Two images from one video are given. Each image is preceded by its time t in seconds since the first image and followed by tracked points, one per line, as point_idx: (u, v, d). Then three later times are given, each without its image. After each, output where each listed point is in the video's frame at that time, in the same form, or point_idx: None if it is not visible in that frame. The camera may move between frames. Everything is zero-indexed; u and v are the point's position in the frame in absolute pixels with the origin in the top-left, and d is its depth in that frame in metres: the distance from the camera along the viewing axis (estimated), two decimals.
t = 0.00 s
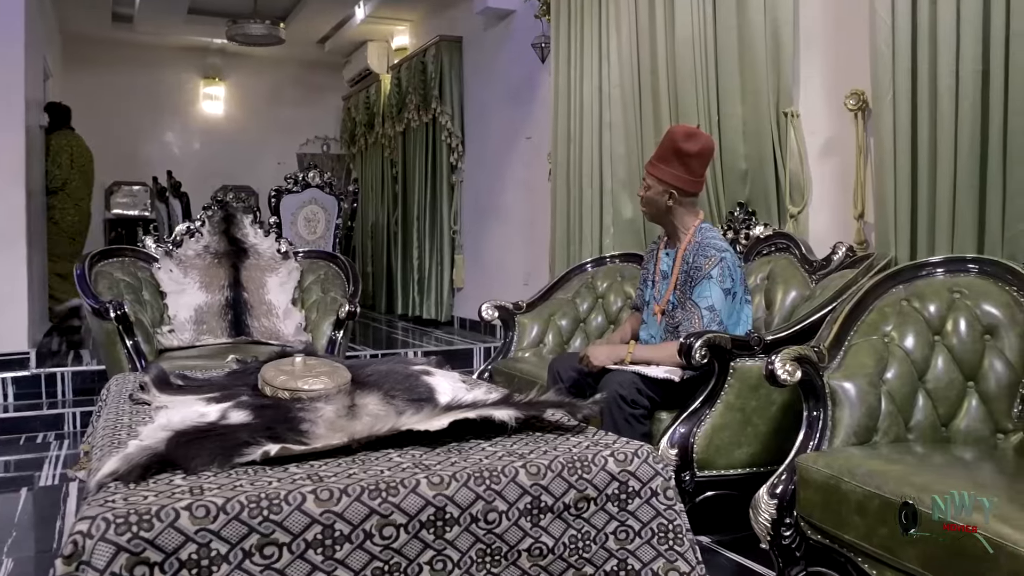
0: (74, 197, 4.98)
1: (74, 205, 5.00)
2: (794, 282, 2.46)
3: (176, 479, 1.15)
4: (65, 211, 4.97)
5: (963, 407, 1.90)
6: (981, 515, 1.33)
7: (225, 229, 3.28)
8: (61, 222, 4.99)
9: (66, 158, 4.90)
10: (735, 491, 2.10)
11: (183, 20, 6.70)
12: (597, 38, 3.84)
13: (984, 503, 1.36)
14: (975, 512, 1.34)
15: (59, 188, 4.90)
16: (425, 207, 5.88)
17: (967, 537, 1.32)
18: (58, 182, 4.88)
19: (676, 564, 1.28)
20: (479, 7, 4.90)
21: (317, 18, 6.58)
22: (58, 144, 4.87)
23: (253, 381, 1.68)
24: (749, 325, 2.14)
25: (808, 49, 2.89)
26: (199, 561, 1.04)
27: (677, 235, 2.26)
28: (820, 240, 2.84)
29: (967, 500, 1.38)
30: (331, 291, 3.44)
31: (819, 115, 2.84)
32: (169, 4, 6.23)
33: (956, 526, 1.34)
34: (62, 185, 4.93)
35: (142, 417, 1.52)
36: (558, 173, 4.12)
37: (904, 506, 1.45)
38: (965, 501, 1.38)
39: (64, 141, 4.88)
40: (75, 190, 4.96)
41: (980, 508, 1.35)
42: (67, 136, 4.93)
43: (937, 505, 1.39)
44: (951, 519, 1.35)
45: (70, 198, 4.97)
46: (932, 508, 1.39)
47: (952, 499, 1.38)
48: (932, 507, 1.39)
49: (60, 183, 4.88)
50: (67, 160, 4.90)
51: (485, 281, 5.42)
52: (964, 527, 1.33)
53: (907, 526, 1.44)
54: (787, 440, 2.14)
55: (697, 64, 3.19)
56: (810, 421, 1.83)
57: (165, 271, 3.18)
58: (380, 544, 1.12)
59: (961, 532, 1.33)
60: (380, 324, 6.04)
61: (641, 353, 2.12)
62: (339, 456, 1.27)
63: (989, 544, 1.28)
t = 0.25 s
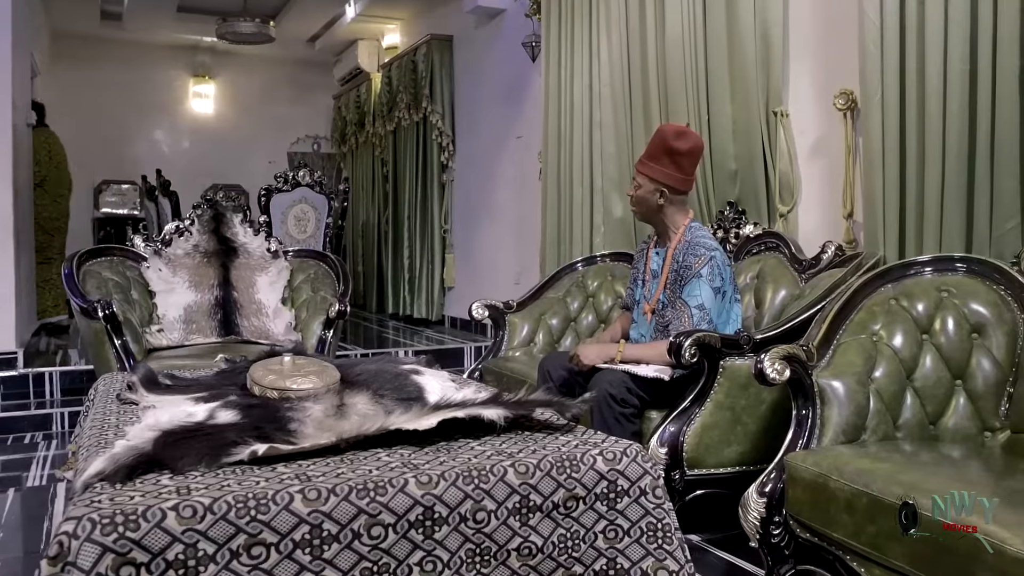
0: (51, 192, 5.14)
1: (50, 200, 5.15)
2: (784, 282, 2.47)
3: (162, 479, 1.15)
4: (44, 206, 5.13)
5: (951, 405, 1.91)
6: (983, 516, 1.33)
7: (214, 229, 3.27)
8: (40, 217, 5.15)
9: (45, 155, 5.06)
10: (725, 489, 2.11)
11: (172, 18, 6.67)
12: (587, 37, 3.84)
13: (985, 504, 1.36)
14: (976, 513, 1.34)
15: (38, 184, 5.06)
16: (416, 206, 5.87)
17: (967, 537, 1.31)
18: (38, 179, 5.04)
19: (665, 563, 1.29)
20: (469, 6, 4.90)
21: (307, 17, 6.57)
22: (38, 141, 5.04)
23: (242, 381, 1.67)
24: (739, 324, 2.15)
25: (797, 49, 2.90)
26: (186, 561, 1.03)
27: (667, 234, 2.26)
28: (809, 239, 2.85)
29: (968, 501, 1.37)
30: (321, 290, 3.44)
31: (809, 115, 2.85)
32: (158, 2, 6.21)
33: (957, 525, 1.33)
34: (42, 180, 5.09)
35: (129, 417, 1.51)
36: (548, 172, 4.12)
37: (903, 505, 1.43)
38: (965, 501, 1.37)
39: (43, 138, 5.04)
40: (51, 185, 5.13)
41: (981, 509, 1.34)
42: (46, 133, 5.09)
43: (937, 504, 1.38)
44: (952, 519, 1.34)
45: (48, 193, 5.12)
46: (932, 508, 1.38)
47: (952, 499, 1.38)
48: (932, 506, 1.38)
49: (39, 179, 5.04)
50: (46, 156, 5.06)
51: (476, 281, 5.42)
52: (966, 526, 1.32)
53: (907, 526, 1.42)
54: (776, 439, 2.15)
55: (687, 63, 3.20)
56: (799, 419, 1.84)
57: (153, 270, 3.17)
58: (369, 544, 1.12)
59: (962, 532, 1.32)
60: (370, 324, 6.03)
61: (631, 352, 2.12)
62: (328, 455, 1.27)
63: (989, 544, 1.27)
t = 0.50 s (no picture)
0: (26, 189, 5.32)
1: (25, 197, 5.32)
2: (777, 281, 2.48)
3: (155, 479, 1.14)
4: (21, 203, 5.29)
5: (944, 404, 1.92)
6: (983, 516, 1.32)
7: (208, 228, 3.25)
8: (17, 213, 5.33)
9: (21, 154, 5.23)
10: (719, 488, 2.11)
11: (165, 18, 6.66)
12: (580, 36, 3.85)
13: (985, 504, 1.35)
14: (976, 513, 1.33)
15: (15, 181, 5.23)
16: (410, 205, 5.87)
17: (967, 537, 1.30)
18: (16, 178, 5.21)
19: (658, 562, 1.29)
20: (463, 5, 4.90)
21: (300, 16, 6.56)
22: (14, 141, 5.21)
23: (235, 381, 1.67)
24: (732, 323, 2.15)
25: (790, 48, 2.90)
26: (178, 561, 1.03)
27: (661, 233, 2.27)
28: (802, 239, 2.86)
29: (968, 501, 1.36)
30: (315, 290, 3.43)
31: (802, 115, 2.86)
32: (150, 2, 6.20)
33: (957, 525, 1.32)
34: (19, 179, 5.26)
35: (122, 417, 1.50)
36: (542, 172, 4.12)
37: (902, 505, 1.42)
38: (965, 501, 1.36)
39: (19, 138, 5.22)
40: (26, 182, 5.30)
41: (981, 510, 1.33)
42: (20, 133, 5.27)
43: (937, 505, 1.37)
44: (952, 519, 1.33)
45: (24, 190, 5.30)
46: (931, 507, 1.37)
47: (952, 499, 1.37)
48: (931, 506, 1.37)
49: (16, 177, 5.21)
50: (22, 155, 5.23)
51: (470, 280, 5.42)
52: (965, 526, 1.31)
53: (907, 526, 1.41)
54: (770, 438, 2.15)
55: (680, 62, 3.21)
56: (792, 418, 1.84)
57: (147, 270, 3.16)
58: (362, 544, 1.11)
59: (962, 532, 1.31)
60: (364, 323, 6.03)
61: (625, 351, 2.13)
62: (321, 455, 1.27)
63: (989, 544, 1.27)
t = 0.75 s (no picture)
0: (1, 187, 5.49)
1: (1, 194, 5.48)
2: (772, 280, 2.48)
3: (148, 479, 1.14)
4: None
5: (937, 403, 1.92)
6: (982, 516, 1.32)
7: (202, 227, 3.24)
8: None
9: None
10: (713, 488, 2.12)
11: (159, 16, 6.65)
12: (576, 35, 3.85)
13: (985, 503, 1.34)
14: (975, 513, 1.32)
15: None
16: (406, 204, 5.86)
17: (967, 537, 1.29)
18: None
19: (653, 561, 1.29)
20: (458, 4, 4.90)
21: (295, 14, 6.55)
22: None
23: (229, 380, 1.66)
24: (727, 322, 2.15)
25: (785, 47, 2.91)
26: (172, 561, 1.02)
27: (656, 232, 2.27)
28: (797, 238, 2.86)
29: (968, 500, 1.36)
30: (309, 289, 3.43)
31: (796, 114, 2.86)
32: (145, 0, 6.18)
33: (957, 526, 1.31)
34: None
35: (116, 417, 1.50)
36: (537, 171, 4.12)
37: (902, 505, 1.42)
38: (966, 501, 1.35)
39: None
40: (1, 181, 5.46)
41: (981, 510, 1.33)
42: None
43: (937, 504, 1.37)
44: (951, 519, 1.33)
45: None
46: (931, 508, 1.37)
47: (952, 499, 1.36)
48: (931, 506, 1.37)
49: None
50: None
51: (465, 279, 5.42)
52: (965, 527, 1.31)
53: (907, 526, 1.40)
54: (764, 437, 2.15)
55: (675, 61, 3.21)
56: (787, 417, 1.84)
57: (140, 269, 3.15)
58: (356, 543, 1.11)
59: (961, 532, 1.30)
60: (359, 322, 6.02)
61: (620, 351, 2.13)
62: (315, 455, 1.26)
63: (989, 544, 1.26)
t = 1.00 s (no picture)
0: None
1: None
2: (764, 280, 2.49)
3: (139, 479, 1.13)
4: None
5: (929, 401, 1.93)
6: (983, 516, 1.31)
7: (194, 226, 3.24)
8: None
9: None
10: (705, 486, 2.12)
11: (151, 14, 6.62)
12: (569, 33, 3.85)
13: (985, 504, 1.34)
14: (975, 513, 1.32)
15: None
16: (398, 203, 5.86)
17: (966, 537, 1.29)
18: None
19: (645, 559, 1.29)
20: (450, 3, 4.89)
21: (287, 13, 6.53)
22: None
23: (221, 380, 1.66)
24: (719, 321, 2.15)
25: (778, 47, 2.91)
26: (163, 560, 1.02)
27: (649, 231, 2.27)
28: (789, 237, 2.88)
29: (969, 500, 1.35)
30: (302, 288, 3.42)
31: (788, 113, 2.87)
32: None
33: (957, 526, 1.31)
34: None
35: (107, 417, 1.49)
36: (530, 170, 4.12)
37: (902, 505, 1.41)
38: (966, 501, 1.35)
39: None
40: None
41: (981, 510, 1.32)
42: None
43: (937, 504, 1.36)
44: (951, 519, 1.32)
45: None
46: (931, 508, 1.35)
47: (952, 499, 1.35)
48: (932, 507, 1.36)
49: None
50: None
51: (458, 278, 5.42)
52: (965, 527, 1.30)
53: (908, 526, 1.39)
54: (756, 436, 2.16)
55: (668, 60, 3.22)
56: (779, 416, 1.85)
57: (132, 268, 3.14)
58: (348, 542, 1.11)
59: (961, 532, 1.30)
60: (352, 321, 6.01)
61: (612, 350, 2.13)
62: (308, 454, 1.26)
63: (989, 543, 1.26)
